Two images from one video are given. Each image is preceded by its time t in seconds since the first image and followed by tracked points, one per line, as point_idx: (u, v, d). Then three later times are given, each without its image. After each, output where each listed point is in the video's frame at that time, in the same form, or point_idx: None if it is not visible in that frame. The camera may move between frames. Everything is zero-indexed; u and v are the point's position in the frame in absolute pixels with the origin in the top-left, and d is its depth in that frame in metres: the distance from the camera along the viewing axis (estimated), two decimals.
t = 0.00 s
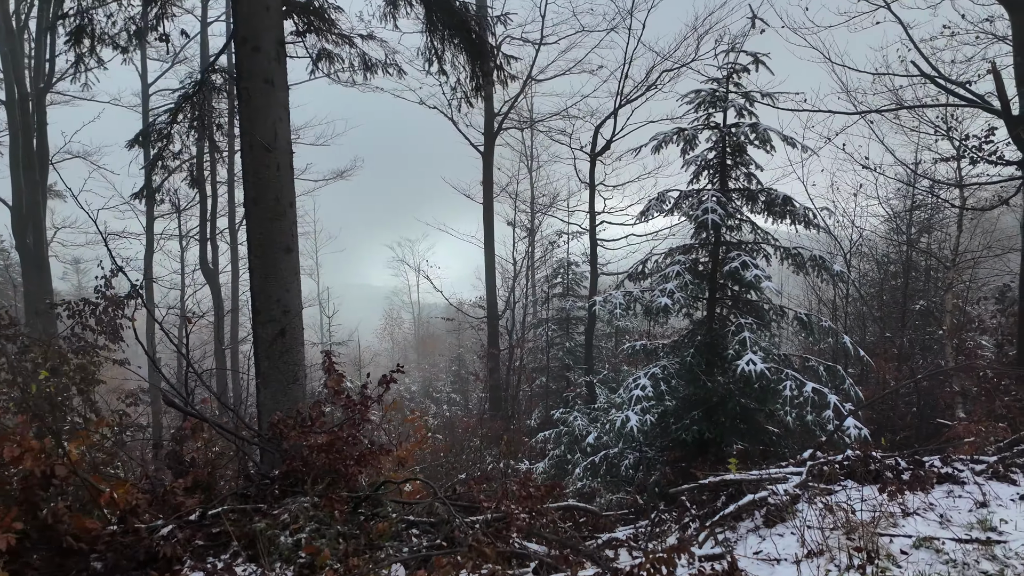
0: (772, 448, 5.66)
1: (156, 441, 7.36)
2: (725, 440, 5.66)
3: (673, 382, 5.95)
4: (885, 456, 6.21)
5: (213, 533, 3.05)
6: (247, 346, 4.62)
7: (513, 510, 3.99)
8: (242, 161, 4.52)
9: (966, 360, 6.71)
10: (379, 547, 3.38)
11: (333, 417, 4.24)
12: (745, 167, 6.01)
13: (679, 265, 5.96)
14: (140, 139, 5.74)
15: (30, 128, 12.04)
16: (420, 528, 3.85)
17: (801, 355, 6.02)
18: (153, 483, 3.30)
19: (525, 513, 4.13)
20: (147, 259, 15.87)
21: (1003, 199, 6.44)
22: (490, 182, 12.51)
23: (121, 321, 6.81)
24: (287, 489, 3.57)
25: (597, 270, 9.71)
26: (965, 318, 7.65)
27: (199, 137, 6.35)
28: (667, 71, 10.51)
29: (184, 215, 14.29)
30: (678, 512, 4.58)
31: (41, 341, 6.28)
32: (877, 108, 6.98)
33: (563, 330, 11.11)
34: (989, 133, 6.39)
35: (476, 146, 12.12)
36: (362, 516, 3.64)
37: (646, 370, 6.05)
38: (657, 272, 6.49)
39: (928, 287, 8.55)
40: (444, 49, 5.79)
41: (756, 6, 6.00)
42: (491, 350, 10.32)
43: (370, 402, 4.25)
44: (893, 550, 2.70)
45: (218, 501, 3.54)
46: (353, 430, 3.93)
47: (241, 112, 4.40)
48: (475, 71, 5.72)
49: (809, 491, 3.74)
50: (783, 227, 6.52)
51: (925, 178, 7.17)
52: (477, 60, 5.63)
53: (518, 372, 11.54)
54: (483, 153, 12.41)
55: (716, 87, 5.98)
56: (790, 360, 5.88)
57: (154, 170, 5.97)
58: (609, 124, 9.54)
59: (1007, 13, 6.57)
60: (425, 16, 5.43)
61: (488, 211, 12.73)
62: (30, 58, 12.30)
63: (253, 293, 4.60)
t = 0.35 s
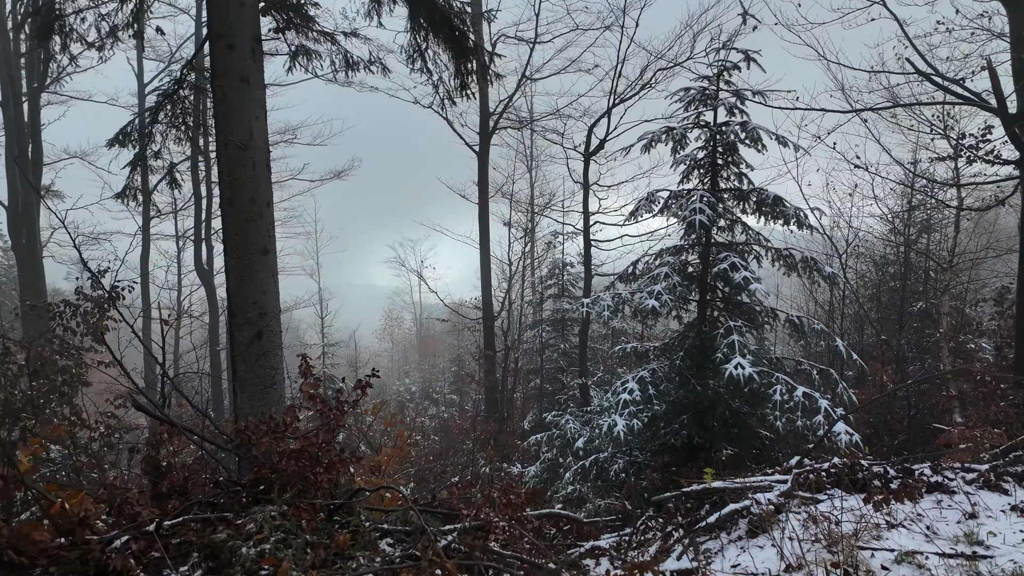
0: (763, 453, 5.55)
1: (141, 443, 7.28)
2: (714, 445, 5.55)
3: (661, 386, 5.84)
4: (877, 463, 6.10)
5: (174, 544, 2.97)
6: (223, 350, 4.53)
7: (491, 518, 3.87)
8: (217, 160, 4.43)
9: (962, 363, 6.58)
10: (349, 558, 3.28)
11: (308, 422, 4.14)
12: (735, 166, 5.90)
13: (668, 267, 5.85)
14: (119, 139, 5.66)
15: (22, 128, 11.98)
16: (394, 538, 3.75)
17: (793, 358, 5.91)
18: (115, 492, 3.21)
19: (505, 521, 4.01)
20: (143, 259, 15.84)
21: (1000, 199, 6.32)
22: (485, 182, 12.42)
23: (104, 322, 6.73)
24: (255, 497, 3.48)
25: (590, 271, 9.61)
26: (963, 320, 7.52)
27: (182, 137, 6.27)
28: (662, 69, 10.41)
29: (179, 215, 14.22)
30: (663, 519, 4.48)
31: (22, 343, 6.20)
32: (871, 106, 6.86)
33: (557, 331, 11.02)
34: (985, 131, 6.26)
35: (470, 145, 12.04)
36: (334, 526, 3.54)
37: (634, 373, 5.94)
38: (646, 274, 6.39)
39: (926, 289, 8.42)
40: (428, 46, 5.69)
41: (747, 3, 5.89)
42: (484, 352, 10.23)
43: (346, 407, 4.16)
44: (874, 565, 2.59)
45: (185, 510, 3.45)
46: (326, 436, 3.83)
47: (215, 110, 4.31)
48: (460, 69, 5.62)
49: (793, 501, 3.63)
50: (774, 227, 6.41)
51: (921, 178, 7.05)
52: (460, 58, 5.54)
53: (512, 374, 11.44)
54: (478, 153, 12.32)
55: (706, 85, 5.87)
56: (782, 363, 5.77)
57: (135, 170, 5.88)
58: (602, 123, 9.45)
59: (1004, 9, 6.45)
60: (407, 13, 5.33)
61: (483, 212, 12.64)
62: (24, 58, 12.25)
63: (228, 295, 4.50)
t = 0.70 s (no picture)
0: (761, 457, 5.40)
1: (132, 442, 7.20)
2: (710, 449, 5.42)
3: (657, 387, 5.71)
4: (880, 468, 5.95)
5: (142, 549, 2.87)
6: (206, 349, 4.44)
7: (477, 522, 3.74)
8: (200, 156, 4.33)
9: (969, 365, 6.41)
10: (325, 563, 3.19)
11: (290, 423, 4.05)
12: (734, 163, 5.77)
13: (664, 265, 5.71)
14: (106, 135, 5.58)
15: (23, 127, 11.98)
16: (375, 542, 3.65)
17: (792, 359, 5.77)
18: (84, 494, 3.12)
19: (492, 526, 3.87)
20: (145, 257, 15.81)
21: (1008, 195, 6.14)
22: (485, 180, 12.31)
23: (93, 321, 6.66)
24: (230, 500, 3.39)
25: (590, 270, 9.50)
26: (971, 320, 7.33)
27: (171, 133, 6.18)
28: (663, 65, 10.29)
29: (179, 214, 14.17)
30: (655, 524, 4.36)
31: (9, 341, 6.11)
32: (875, 101, 6.70)
33: (557, 330, 10.91)
34: (993, 126, 6.09)
35: (471, 142, 11.92)
36: (313, 530, 3.45)
37: (630, 375, 5.80)
38: (642, 273, 6.26)
39: (932, 289, 8.24)
40: (418, 40, 5.57)
41: None
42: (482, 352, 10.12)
43: (329, 407, 4.07)
44: None
45: (159, 513, 3.35)
46: (307, 437, 3.73)
47: (197, 104, 4.21)
48: (452, 62, 5.51)
49: (789, 508, 3.49)
50: (774, 225, 6.27)
51: (927, 175, 6.88)
52: (451, 51, 5.42)
53: (511, 374, 11.32)
54: (478, 151, 12.23)
55: (704, 79, 5.74)
56: (781, 365, 5.62)
57: (123, 165, 5.80)
58: (602, 119, 9.32)
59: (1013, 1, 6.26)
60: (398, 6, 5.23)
61: (484, 210, 12.53)
62: (26, 56, 12.24)
63: (212, 292, 4.41)
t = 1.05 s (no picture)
0: (760, 463, 5.25)
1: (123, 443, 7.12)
2: (708, 454, 5.27)
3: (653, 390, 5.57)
4: (884, 474, 5.77)
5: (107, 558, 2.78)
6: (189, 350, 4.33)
7: (461, 531, 3.62)
8: (182, 153, 4.24)
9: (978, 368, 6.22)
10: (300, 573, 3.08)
11: (271, 427, 3.95)
12: (733, 160, 5.62)
13: (660, 265, 5.57)
14: (94, 132, 5.50)
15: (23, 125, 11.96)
16: (356, 551, 3.55)
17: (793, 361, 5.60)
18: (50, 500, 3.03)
19: (477, 534, 3.75)
20: (147, 256, 15.79)
21: (1017, 193, 5.96)
22: (486, 179, 12.20)
23: (84, 321, 6.59)
24: (204, 507, 3.29)
25: (591, 269, 9.37)
26: (980, 322, 7.14)
27: (160, 130, 6.09)
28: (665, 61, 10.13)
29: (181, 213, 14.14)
30: (648, 533, 4.22)
31: None
32: (881, 97, 6.52)
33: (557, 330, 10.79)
34: (1002, 122, 5.90)
35: (472, 140, 11.81)
36: (290, 537, 3.35)
37: (626, 377, 5.66)
38: (638, 272, 6.12)
39: (940, 289, 8.04)
40: (409, 34, 5.45)
41: None
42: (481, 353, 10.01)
43: (311, 411, 3.96)
44: None
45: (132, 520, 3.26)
46: (287, 443, 3.63)
47: (179, 99, 4.11)
48: (443, 56, 5.38)
49: (785, 517, 3.35)
50: (775, 224, 6.11)
51: (934, 172, 6.69)
52: (441, 45, 5.30)
53: (512, 374, 11.20)
54: (479, 149, 12.12)
55: (704, 74, 5.60)
56: (781, 367, 5.47)
57: (111, 163, 5.72)
58: (603, 117, 9.18)
59: None
60: None
61: (485, 208, 12.41)
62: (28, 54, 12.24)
63: (195, 293, 4.31)
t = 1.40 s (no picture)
0: (751, 465, 5.12)
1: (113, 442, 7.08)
2: (698, 456, 5.16)
3: (643, 390, 5.46)
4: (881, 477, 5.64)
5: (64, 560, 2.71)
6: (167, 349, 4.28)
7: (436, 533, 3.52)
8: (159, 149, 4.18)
9: (978, 369, 6.08)
10: None
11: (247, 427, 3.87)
12: (724, 155, 5.52)
13: (649, 263, 5.47)
14: (78, 129, 5.47)
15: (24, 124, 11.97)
16: (329, 553, 3.46)
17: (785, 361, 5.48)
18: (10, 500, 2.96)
19: (456, 537, 3.67)
20: (148, 255, 15.82)
21: (1018, 189, 5.81)
22: (484, 177, 12.12)
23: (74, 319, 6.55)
24: (171, 508, 3.22)
25: (587, 268, 9.28)
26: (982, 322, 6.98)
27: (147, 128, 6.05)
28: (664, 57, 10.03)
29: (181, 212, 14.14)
30: (632, 537, 4.12)
31: None
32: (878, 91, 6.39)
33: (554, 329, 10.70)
34: (1002, 116, 5.76)
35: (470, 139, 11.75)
36: (259, 540, 3.27)
37: (615, 377, 5.55)
38: (629, 270, 6.03)
39: (941, 288, 7.88)
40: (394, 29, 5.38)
41: None
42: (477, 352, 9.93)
43: (286, 410, 3.88)
44: None
45: (99, 522, 3.22)
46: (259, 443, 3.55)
47: (155, 94, 4.06)
48: (429, 52, 5.31)
49: (769, 521, 3.24)
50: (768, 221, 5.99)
51: (933, 168, 6.55)
52: (426, 39, 5.22)
53: (509, 374, 11.11)
54: (477, 147, 12.05)
55: (695, 68, 5.49)
56: (774, 367, 5.35)
57: (96, 160, 5.68)
58: (598, 114, 9.09)
59: None
60: None
61: (483, 207, 12.33)
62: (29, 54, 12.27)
63: (173, 291, 4.25)
